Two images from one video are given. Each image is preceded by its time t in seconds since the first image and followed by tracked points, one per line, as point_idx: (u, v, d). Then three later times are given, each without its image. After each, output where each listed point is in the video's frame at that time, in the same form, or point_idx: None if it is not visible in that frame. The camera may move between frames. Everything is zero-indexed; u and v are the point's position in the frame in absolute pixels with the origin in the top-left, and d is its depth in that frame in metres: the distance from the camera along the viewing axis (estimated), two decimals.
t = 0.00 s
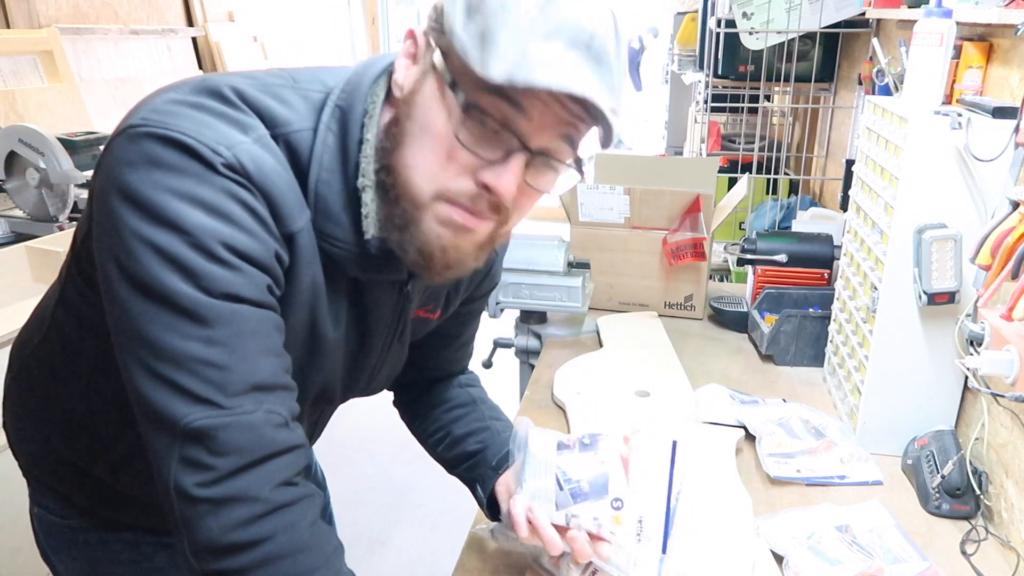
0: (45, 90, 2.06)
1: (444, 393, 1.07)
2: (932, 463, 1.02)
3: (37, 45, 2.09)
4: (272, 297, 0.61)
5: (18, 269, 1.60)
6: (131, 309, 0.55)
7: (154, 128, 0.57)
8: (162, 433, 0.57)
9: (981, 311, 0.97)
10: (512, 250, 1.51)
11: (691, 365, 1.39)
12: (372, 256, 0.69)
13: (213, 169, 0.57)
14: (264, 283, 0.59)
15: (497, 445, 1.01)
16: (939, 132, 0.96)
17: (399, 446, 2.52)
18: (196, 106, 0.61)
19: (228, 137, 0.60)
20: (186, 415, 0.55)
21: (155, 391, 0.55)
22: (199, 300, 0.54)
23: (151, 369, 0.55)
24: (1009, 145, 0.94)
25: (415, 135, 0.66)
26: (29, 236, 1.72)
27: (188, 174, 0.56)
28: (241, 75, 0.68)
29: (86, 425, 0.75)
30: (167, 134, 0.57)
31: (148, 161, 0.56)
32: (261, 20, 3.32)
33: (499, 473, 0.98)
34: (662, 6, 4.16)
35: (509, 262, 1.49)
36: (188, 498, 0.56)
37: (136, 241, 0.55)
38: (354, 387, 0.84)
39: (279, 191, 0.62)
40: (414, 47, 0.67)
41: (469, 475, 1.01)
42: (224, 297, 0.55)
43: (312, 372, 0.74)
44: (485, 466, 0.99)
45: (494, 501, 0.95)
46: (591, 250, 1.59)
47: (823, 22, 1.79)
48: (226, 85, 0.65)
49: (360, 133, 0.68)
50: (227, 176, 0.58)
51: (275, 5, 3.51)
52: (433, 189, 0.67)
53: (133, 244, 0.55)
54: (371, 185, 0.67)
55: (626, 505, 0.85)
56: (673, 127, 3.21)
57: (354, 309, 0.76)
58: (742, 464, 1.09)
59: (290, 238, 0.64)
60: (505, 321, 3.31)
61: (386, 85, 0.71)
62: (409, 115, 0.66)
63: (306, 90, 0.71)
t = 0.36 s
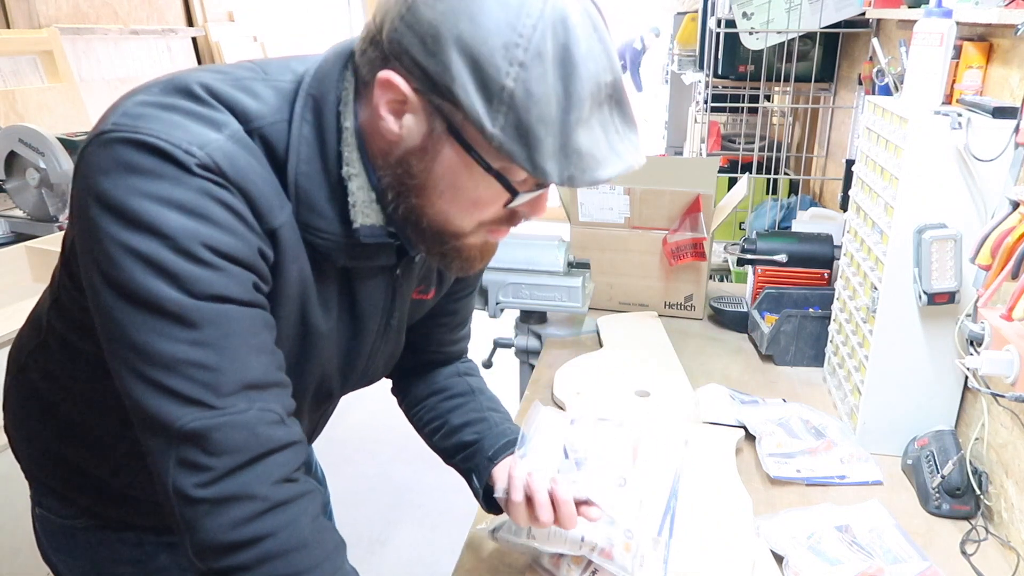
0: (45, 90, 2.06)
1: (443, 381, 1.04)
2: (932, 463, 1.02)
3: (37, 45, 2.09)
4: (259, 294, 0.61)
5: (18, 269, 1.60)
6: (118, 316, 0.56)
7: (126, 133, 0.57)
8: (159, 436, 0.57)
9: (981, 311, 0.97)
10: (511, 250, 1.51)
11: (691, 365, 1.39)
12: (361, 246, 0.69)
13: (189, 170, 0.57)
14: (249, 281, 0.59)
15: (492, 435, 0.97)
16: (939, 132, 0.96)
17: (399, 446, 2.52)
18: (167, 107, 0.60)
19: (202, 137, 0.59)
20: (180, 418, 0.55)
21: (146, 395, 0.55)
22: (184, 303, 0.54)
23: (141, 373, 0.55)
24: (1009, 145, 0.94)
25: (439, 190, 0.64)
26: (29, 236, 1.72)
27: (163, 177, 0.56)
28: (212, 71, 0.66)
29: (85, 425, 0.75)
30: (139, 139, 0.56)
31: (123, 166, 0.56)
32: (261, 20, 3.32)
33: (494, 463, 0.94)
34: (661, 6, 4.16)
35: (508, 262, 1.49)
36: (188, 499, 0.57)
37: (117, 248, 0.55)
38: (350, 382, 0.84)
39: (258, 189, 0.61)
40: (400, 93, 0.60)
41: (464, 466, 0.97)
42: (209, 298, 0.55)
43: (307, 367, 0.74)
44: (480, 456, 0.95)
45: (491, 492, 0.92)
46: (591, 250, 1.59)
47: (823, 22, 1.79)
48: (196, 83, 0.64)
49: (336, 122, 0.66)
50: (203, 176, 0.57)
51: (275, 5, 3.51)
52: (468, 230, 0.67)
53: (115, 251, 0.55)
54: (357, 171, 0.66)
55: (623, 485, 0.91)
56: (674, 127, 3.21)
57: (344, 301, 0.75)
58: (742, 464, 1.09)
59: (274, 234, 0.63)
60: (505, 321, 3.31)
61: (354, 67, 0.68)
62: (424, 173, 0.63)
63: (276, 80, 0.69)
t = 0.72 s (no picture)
0: (44, 90, 2.06)
1: (445, 380, 1.04)
2: (932, 463, 1.02)
3: (36, 45, 2.09)
4: (254, 297, 0.61)
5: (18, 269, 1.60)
6: (112, 319, 0.56)
7: (120, 137, 0.57)
8: (153, 441, 0.57)
9: (980, 311, 0.97)
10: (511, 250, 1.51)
11: (691, 365, 1.39)
12: (357, 251, 0.69)
13: (182, 174, 0.57)
14: (244, 285, 0.59)
15: (501, 432, 0.97)
16: (939, 132, 0.96)
17: (399, 446, 2.51)
18: (160, 110, 0.60)
19: (195, 140, 0.59)
20: (174, 421, 0.55)
21: (140, 397, 0.55)
22: (178, 306, 0.54)
23: (135, 376, 0.55)
24: (1009, 145, 0.95)
25: (438, 219, 0.64)
26: (29, 236, 1.73)
27: (157, 180, 0.56)
28: (206, 73, 0.66)
29: (82, 425, 0.75)
30: (133, 142, 0.56)
31: (117, 170, 0.56)
32: (261, 20, 3.32)
33: (506, 460, 0.94)
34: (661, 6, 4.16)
35: (508, 262, 1.49)
36: (182, 502, 0.57)
37: (111, 251, 0.55)
38: (347, 384, 0.84)
39: (252, 192, 0.61)
40: (402, 131, 0.60)
41: (475, 464, 0.97)
42: (203, 302, 0.55)
43: (303, 370, 0.74)
44: (490, 454, 0.96)
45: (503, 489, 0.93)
46: (591, 250, 1.59)
47: (823, 22, 1.79)
48: (190, 86, 0.63)
49: (331, 127, 0.66)
50: (197, 180, 0.57)
51: (275, 5, 3.51)
52: (467, 254, 0.68)
53: (108, 254, 0.55)
54: (353, 181, 0.66)
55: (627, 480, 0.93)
56: (673, 127, 3.21)
57: (340, 304, 0.74)
58: (742, 464, 1.09)
59: (268, 237, 0.63)
60: (505, 321, 3.31)
61: (349, 74, 0.67)
62: (424, 204, 0.64)
63: (271, 85, 0.69)
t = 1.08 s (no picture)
0: (45, 90, 2.06)
1: (447, 375, 1.04)
2: (932, 463, 1.02)
3: (37, 45, 2.10)
4: (251, 297, 0.61)
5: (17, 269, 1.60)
6: (108, 320, 0.56)
7: (116, 137, 0.57)
8: (151, 442, 0.57)
9: (980, 311, 0.97)
10: (511, 251, 1.51)
11: (691, 365, 1.39)
12: (357, 245, 0.69)
13: (177, 173, 0.57)
14: (241, 284, 0.59)
15: (509, 424, 0.97)
16: (939, 132, 0.96)
17: (399, 446, 2.51)
18: (156, 110, 0.60)
19: (191, 139, 0.59)
20: (172, 422, 0.55)
21: (137, 398, 0.55)
22: (174, 307, 0.54)
23: (132, 377, 0.55)
24: (1010, 145, 0.95)
25: (440, 190, 0.63)
26: (29, 236, 1.73)
27: (153, 180, 0.56)
28: (201, 71, 0.66)
29: (82, 425, 0.74)
30: (128, 142, 0.56)
31: (113, 170, 0.56)
32: (261, 20, 3.33)
33: (515, 455, 0.95)
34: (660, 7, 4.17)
35: (508, 262, 1.49)
36: (181, 503, 0.57)
37: (107, 252, 0.55)
38: (346, 383, 0.84)
39: (248, 191, 0.61)
40: (413, 94, 0.59)
41: (486, 459, 0.97)
42: (200, 301, 0.55)
43: (302, 369, 0.74)
44: (499, 449, 0.96)
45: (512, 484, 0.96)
46: (591, 250, 1.59)
47: (822, 22, 1.79)
48: (185, 85, 0.63)
49: (329, 122, 0.66)
50: (192, 179, 0.57)
51: (275, 6, 3.51)
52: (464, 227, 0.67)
53: (105, 255, 0.55)
54: (354, 172, 0.66)
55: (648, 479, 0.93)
56: (673, 127, 3.22)
57: (340, 301, 0.74)
58: (742, 465, 1.09)
59: (264, 236, 0.63)
60: (505, 321, 3.31)
61: (347, 62, 0.67)
62: (427, 174, 0.62)
63: (267, 82, 0.69)
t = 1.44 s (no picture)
0: (45, 90, 2.06)
1: (446, 375, 1.04)
2: (932, 463, 1.02)
3: (37, 45, 2.10)
4: (255, 296, 0.60)
5: (17, 269, 1.60)
6: (112, 318, 0.56)
7: (122, 135, 0.57)
8: (154, 442, 0.56)
9: (980, 310, 0.97)
10: (511, 251, 1.51)
11: (691, 365, 1.39)
12: (365, 243, 0.69)
13: (184, 171, 0.57)
14: (246, 283, 0.59)
15: (509, 423, 0.97)
16: (939, 132, 0.96)
17: (399, 446, 2.51)
18: (161, 108, 0.60)
19: (197, 138, 0.59)
20: (175, 421, 0.55)
21: (140, 397, 0.55)
22: (180, 305, 0.54)
23: (135, 375, 0.55)
24: (1009, 145, 0.95)
25: (458, 204, 0.64)
26: (29, 236, 1.72)
27: (159, 178, 0.56)
28: (205, 71, 0.66)
29: (81, 426, 0.74)
30: (134, 140, 0.56)
31: (119, 169, 0.56)
32: (261, 20, 3.32)
33: (516, 454, 0.95)
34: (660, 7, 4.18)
35: (508, 262, 1.49)
36: (183, 503, 0.56)
37: (113, 250, 0.55)
38: (347, 383, 0.84)
39: (254, 189, 0.61)
40: (433, 115, 0.59)
41: (486, 458, 0.97)
42: (205, 300, 0.55)
43: (304, 368, 0.74)
44: (500, 448, 0.96)
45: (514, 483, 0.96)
46: (591, 250, 1.59)
47: (822, 22, 1.79)
48: (191, 84, 0.63)
49: (336, 123, 0.66)
50: (199, 178, 0.57)
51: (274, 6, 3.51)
52: (478, 239, 0.68)
53: (110, 253, 0.55)
54: (363, 172, 0.66)
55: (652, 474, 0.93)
56: (673, 127, 3.22)
57: (344, 300, 0.74)
58: (742, 465, 1.09)
59: (270, 235, 0.63)
60: (504, 321, 3.31)
61: (353, 68, 0.68)
62: (445, 189, 0.63)
63: (272, 81, 0.69)
